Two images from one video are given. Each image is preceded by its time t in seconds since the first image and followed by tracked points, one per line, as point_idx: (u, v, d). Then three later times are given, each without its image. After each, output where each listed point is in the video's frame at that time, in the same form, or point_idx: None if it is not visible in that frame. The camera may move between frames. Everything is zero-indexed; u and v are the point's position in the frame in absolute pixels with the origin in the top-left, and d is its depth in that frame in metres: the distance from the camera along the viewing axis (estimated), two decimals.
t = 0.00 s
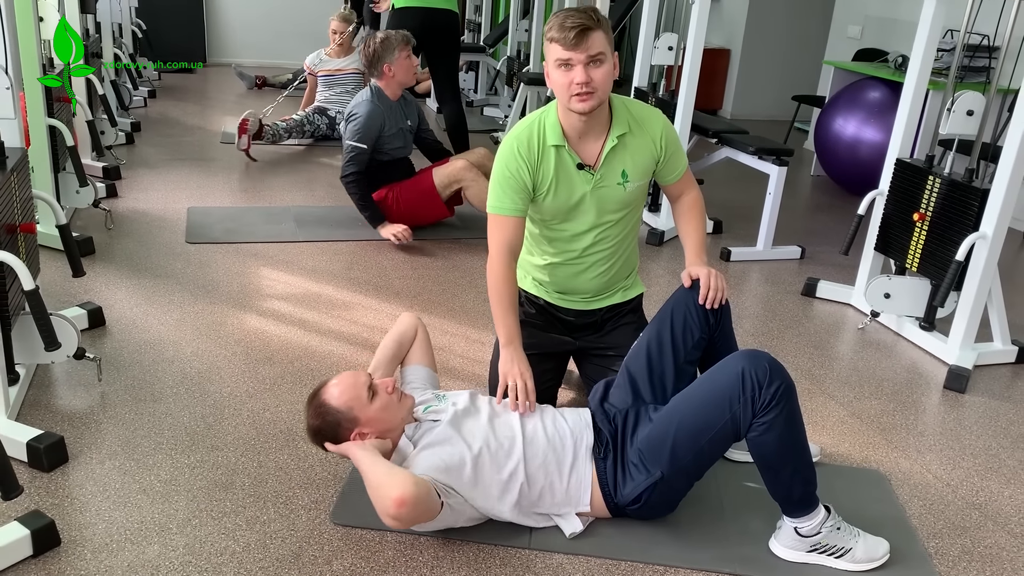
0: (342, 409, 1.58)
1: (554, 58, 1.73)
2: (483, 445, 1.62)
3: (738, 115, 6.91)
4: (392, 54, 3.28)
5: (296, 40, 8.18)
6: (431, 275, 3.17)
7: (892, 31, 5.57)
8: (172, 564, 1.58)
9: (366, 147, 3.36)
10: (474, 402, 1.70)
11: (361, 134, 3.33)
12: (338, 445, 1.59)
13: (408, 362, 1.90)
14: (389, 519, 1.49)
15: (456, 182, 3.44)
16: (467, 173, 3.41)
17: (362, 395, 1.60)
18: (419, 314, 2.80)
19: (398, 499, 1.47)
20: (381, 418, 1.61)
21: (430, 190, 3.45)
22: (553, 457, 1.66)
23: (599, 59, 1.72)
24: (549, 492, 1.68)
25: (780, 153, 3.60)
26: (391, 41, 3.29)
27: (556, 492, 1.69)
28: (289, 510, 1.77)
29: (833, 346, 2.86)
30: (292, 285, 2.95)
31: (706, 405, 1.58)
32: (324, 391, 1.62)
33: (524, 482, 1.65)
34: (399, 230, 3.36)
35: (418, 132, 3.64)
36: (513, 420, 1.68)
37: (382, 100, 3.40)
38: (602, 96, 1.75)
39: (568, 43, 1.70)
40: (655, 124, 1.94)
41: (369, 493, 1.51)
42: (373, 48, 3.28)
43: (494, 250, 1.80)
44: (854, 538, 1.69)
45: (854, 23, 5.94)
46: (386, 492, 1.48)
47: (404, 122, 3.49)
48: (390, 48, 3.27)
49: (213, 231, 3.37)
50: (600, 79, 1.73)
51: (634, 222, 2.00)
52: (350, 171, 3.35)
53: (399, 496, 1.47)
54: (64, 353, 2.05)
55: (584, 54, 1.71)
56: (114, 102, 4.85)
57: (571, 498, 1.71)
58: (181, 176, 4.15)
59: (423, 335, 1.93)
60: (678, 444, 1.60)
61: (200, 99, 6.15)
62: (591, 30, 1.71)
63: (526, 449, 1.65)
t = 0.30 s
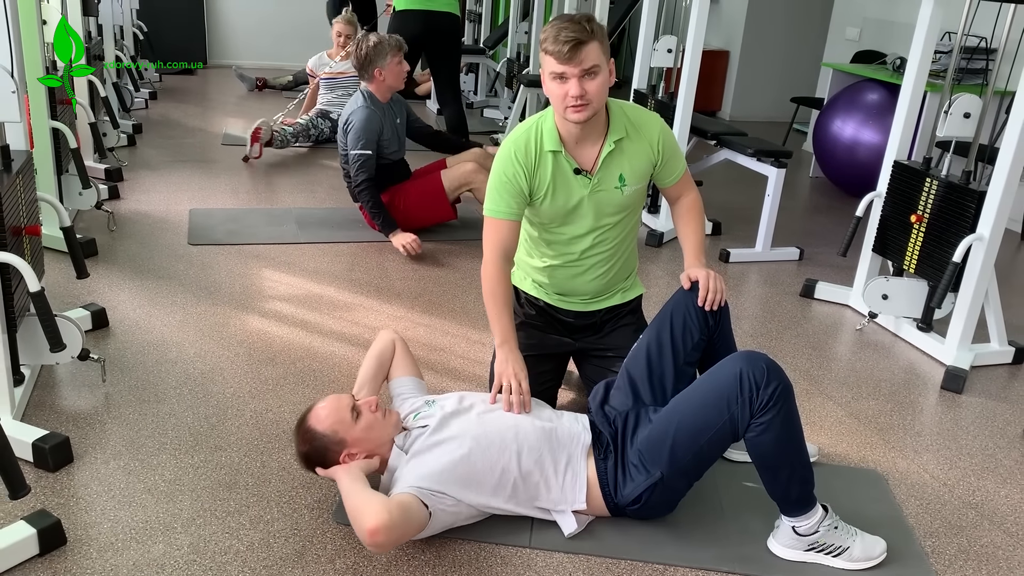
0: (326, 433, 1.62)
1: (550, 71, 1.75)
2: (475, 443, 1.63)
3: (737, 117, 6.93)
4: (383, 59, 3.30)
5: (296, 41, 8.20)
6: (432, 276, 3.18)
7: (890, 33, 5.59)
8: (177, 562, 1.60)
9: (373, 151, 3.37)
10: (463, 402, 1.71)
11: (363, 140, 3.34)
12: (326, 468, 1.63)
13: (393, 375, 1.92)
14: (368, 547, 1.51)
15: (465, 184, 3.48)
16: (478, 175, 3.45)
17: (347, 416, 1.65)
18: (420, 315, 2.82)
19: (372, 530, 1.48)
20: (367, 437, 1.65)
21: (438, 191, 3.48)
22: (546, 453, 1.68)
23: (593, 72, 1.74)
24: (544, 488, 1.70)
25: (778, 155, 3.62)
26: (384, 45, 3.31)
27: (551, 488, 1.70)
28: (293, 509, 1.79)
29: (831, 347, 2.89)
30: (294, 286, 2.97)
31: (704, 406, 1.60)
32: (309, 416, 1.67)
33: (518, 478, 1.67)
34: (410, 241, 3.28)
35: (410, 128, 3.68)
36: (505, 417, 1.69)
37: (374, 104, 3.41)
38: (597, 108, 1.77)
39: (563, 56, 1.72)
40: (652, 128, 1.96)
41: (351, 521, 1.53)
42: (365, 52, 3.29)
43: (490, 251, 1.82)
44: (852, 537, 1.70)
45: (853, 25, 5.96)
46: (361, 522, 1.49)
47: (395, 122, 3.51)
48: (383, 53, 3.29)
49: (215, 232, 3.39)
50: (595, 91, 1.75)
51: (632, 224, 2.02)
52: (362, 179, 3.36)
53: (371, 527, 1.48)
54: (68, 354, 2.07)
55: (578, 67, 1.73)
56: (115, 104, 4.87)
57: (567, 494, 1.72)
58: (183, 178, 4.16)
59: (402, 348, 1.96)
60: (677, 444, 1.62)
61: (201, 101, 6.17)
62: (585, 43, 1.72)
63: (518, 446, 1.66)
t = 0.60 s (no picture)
0: (320, 448, 1.66)
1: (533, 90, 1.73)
2: (471, 441, 1.64)
3: (736, 118, 6.94)
4: (381, 63, 3.28)
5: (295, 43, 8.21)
6: (432, 277, 3.20)
7: (888, 34, 5.61)
8: (179, 562, 1.61)
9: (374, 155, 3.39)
10: (459, 402, 1.73)
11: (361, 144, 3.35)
12: (322, 482, 1.67)
13: (389, 383, 1.94)
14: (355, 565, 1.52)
15: (467, 186, 3.52)
16: (479, 176, 3.49)
17: (339, 430, 1.68)
18: (420, 316, 2.83)
19: (353, 549, 1.49)
20: (361, 448, 1.67)
21: (439, 192, 3.50)
22: (543, 450, 1.69)
23: (571, 101, 1.70)
24: (542, 485, 1.71)
25: (776, 157, 3.63)
26: (383, 49, 3.28)
27: (548, 483, 1.71)
28: (294, 509, 1.80)
29: (829, 347, 2.90)
30: (294, 287, 2.98)
31: (703, 405, 1.62)
32: (305, 431, 1.71)
33: (515, 475, 1.68)
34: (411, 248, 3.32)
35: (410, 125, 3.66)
36: (501, 414, 1.70)
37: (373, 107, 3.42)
38: (578, 130, 1.75)
39: (541, 85, 1.69)
40: (652, 130, 1.97)
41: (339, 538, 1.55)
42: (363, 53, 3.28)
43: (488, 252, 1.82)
44: (850, 536, 1.72)
45: (851, 26, 5.98)
46: (345, 541, 1.51)
47: (395, 123, 3.52)
48: (380, 58, 3.27)
49: (216, 233, 3.40)
50: (573, 118, 1.72)
51: (631, 224, 2.03)
52: (367, 184, 3.38)
53: (353, 546, 1.49)
54: (70, 354, 2.08)
55: (555, 97, 1.69)
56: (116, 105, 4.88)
57: (564, 490, 1.72)
58: (183, 180, 4.18)
59: (393, 358, 1.98)
60: (677, 444, 1.63)
61: (200, 102, 6.18)
62: (563, 74, 1.66)
63: (514, 443, 1.67)
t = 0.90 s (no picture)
0: (328, 428, 1.63)
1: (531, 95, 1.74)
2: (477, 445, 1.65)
3: (733, 119, 6.96)
4: (383, 64, 3.28)
5: (293, 43, 8.21)
6: (430, 277, 3.20)
7: (884, 36, 5.62)
8: (178, 561, 1.62)
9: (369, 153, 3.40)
10: (467, 404, 1.72)
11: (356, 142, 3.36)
12: (327, 462, 1.64)
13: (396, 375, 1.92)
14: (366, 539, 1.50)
15: (462, 192, 3.51)
16: (475, 184, 3.48)
17: (348, 412, 1.65)
18: (418, 316, 2.84)
19: (370, 522, 1.47)
20: (369, 432, 1.65)
21: (435, 197, 3.50)
22: (544, 451, 1.69)
23: (569, 106, 1.70)
24: (545, 487, 1.71)
25: (773, 158, 3.64)
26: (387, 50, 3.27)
27: (551, 490, 1.72)
28: (293, 509, 1.80)
29: (826, 348, 2.91)
30: (292, 287, 2.98)
31: (701, 405, 1.62)
32: (312, 410, 1.67)
33: (518, 481, 1.69)
34: (406, 249, 3.33)
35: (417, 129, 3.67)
36: (505, 419, 1.71)
37: (376, 106, 3.41)
38: (576, 134, 1.76)
39: (538, 90, 1.69)
40: (649, 131, 1.97)
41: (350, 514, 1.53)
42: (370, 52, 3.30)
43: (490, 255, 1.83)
44: (846, 536, 1.72)
45: (848, 28, 5.99)
46: (360, 515, 1.49)
47: (400, 125, 3.52)
48: (382, 59, 3.27)
49: (214, 233, 3.40)
50: (572, 123, 1.73)
51: (629, 225, 2.04)
52: (361, 182, 3.39)
53: (371, 519, 1.47)
54: (68, 354, 2.08)
55: (553, 102, 1.70)
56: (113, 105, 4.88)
57: (565, 496, 1.74)
58: (180, 180, 4.18)
59: (406, 350, 1.96)
60: (674, 443, 1.64)
61: (198, 102, 6.18)
62: (561, 79, 1.67)
63: (519, 449, 1.68)
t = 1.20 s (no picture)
0: (352, 393, 1.62)
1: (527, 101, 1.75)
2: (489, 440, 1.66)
3: (726, 120, 6.98)
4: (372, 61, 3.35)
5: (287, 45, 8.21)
6: (425, 278, 3.21)
7: (876, 38, 5.65)
8: (174, 562, 1.62)
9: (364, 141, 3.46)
10: (483, 401, 1.74)
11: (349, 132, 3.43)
12: (349, 428, 1.63)
13: (417, 355, 1.93)
14: (403, 500, 1.53)
15: (454, 198, 3.52)
16: (467, 190, 3.49)
17: (373, 380, 1.65)
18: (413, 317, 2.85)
19: (415, 481, 1.51)
20: (391, 403, 1.65)
21: (426, 202, 3.51)
22: (545, 452, 1.70)
23: (565, 111, 1.71)
24: (545, 489, 1.72)
25: (766, 160, 3.66)
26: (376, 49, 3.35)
27: (553, 493, 1.73)
28: (289, 510, 1.81)
29: (819, 349, 2.92)
30: (287, 288, 2.99)
31: (695, 406, 1.63)
32: (334, 376, 1.67)
33: (524, 482, 1.69)
34: (405, 245, 3.34)
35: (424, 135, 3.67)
36: (510, 419, 1.72)
37: (373, 104, 3.48)
38: (572, 139, 1.77)
39: (534, 96, 1.70)
40: (643, 134, 1.99)
41: (385, 476, 1.55)
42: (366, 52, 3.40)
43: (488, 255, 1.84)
44: (838, 536, 1.74)
45: (840, 30, 6.02)
46: (401, 475, 1.52)
47: (405, 129, 3.54)
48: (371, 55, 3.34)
49: (208, 234, 3.40)
50: (567, 127, 1.74)
51: (623, 227, 2.05)
52: (364, 167, 3.43)
53: (415, 478, 1.51)
54: (63, 355, 2.08)
55: (549, 108, 1.71)
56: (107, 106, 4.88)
57: (566, 499, 1.75)
58: (175, 181, 4.17)
59: (434, 332, 1.97)
60: (668, 443, 1.65)
61: (191, 103, 6.18)
62: (557, 84, 1.68)
63: (525, 449, 1.69)
